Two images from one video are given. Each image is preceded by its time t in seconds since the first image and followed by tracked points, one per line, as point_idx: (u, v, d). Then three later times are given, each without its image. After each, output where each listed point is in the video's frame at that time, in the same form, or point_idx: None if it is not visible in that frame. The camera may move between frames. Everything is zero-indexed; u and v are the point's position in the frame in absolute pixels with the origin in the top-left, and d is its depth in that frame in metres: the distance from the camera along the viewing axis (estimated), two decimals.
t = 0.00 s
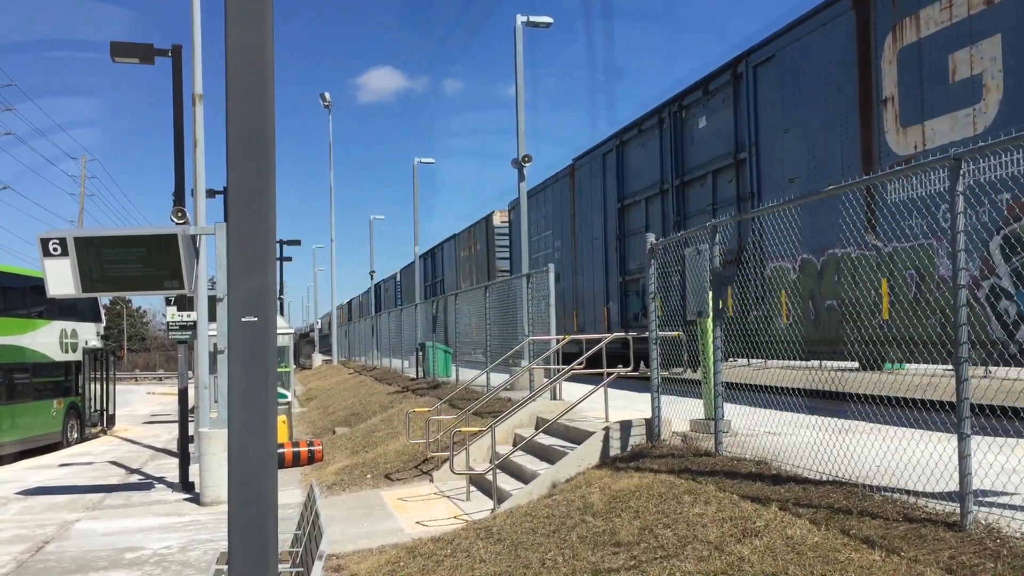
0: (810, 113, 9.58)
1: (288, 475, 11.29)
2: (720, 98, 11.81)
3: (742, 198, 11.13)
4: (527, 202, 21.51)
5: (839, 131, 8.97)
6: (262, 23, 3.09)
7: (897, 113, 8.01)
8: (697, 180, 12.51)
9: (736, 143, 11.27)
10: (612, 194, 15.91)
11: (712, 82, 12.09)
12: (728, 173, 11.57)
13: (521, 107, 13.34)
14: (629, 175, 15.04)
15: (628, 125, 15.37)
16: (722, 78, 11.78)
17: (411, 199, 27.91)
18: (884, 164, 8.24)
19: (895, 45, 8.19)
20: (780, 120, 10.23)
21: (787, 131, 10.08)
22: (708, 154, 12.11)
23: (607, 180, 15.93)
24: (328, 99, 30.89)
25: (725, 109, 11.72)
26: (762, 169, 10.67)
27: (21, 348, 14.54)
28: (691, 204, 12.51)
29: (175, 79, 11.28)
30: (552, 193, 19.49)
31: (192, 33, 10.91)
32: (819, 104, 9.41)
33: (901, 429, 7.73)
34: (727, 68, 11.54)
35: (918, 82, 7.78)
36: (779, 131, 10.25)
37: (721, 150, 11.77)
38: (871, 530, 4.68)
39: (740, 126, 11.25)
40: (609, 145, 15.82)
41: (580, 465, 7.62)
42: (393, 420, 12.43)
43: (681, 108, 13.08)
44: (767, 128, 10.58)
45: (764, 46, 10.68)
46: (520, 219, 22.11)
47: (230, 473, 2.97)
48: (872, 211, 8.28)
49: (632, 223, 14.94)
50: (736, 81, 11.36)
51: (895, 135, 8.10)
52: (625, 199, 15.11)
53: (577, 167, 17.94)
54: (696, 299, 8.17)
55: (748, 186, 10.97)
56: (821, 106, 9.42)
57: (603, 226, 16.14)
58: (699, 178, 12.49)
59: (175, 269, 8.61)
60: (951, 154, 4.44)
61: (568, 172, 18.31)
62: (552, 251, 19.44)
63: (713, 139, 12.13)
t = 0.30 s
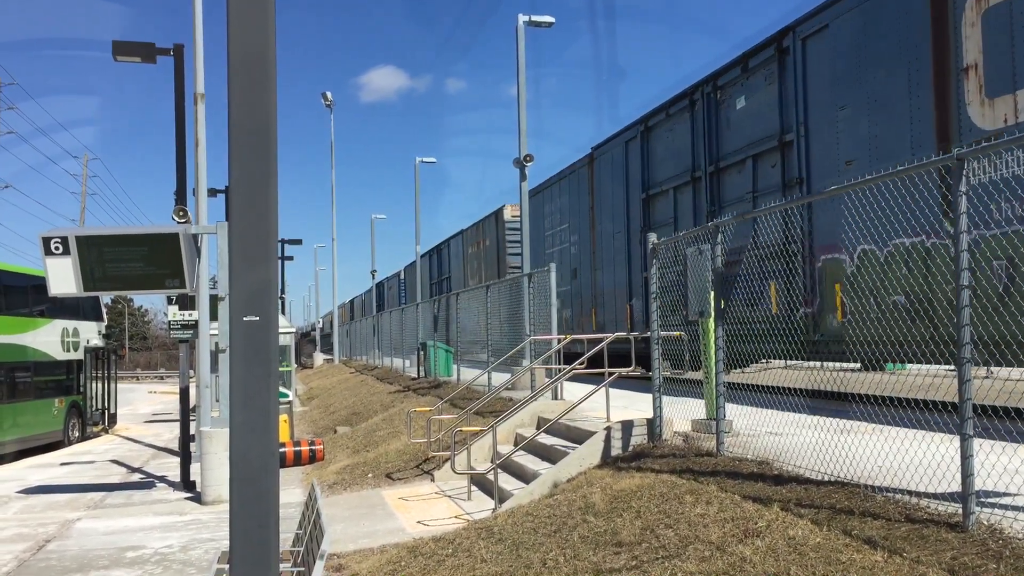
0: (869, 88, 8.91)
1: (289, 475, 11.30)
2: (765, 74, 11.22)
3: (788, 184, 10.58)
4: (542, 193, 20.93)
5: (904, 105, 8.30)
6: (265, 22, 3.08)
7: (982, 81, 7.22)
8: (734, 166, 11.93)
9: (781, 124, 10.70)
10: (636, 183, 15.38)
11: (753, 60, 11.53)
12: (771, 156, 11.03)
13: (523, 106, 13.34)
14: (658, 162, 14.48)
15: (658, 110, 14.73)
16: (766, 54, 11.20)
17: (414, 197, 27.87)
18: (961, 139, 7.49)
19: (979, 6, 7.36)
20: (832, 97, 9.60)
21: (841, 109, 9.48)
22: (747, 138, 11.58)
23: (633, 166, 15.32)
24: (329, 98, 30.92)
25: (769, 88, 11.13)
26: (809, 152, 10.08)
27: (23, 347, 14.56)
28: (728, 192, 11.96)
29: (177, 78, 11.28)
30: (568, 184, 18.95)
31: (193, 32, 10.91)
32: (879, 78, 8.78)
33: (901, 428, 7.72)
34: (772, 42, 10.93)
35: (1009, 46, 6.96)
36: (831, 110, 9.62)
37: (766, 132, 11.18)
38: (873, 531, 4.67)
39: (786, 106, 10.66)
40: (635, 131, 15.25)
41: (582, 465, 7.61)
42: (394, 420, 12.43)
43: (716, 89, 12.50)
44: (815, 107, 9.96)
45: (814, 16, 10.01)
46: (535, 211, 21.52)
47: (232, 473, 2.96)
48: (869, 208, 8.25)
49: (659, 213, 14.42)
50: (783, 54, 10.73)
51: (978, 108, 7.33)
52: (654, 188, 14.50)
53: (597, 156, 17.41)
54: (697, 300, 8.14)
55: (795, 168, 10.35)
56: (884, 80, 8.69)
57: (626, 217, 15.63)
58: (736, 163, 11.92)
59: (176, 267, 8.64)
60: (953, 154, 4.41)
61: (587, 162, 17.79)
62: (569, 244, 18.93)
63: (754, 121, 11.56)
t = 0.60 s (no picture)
0: (955, 56, 7.65)
1: (291, 473, 11.30)
2: (816, 46, 9.85)
3: (846, 167, 9.28)
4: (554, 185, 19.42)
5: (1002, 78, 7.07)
6: (268, 22, 3.09)
7: None
8: (779, 150, 10.66)
9: (838, 100, 9.38)
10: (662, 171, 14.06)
11: (804, 29, 10.10)
12: (826, 137, 9.67)
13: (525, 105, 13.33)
14: (689, 146, 13.11)
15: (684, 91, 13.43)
16: (818, 23, 9.76)
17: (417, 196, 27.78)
18: None
19: None
20: (901, 69, 8.37)
21: (913, 82, 8.22)
22: (796, 117, 10.28)
23: (661, 152, 13.95)
24: (333, 97, 30.89)
25: (822, 61, 9.77)
26: (873, 131, 8.80)
27: (26, 345, 14.58)
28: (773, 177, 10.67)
29: (180, 76, 11.29)
30: (584, 175, 17.45)
31: (196, 31, 10.91)
32: (965, 46, 7.53)
33: (903, 428, 7.73)
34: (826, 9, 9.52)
35: None
36: (899, 84, 8.41)
37: (818, 111, 9.83)
38: (875, 531, 4.66)
39: (843, 81, 9.35)
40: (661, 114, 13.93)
41: (584, 465, 7.61)
42: (396, 419, 12.44)
43: (758, 65, 11.12)
44: (879, 80, 8.74)
45: None
46: (547, 204, 19.96)
47: (235, 471, 2.97)
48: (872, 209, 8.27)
49: (690, 203, 13.09)
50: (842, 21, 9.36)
51: None
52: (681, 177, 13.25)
53: (617, 144, 16.00)
54: (700, 300, 8.16)
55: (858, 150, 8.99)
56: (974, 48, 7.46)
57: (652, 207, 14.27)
58: (784, 145, 10.58)
59: (178, 267, 8.59)
60: (956, 154, 4.38)
61: (607, 150, 16.29)
62: (586, 239, 17.41)
63: (804, 97, 10.21)
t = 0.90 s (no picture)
0: None
1: (294, 472, 11.33)
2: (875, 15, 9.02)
3: (916, 145, 8.43)
4: (578, 173, 18.60)
5: None
6: (272, 24, 3.10)
7: None
8: (832, 130, 9.87)
9: (906, 70, 8.51)
10: (697, 156, 13.31)
11: None
12: (888, 114, 8.82)
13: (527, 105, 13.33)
14: (728, 129, 12.40)
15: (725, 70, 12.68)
16: None
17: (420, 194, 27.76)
18: None
19: None
20: (983, 31, 7.53)
21: (994, 51, 7.41)
22: (852, 94, 9.46)
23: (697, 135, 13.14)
24: (335, 96, 30.90)
25: (884, 29, 8.90)
26: (947, 104, 7.94)
27: (28, 343, 14.61)
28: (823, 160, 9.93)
29: (183, 76, 11.31)
30: (608, 164, 16.76)
31: (199, 30, 10.93)
32: None
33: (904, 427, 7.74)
34: None
35: None
36: (980, 51, 7.56)
37: (877, 86, 9.00)
38: (876, 530, 4.67)
39: (910, 50, 8.50)
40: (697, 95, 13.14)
41: (586, 463, 7.63)
42: (398, 418, 12.46)
43: (808, 38, 10.38)
44: (956, 46, 7.86)
45: None
46: (569, 193, 19.23)
47: (237, 470, 2.98)
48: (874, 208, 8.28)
49: (727, 190, 12.40)
50: None
51: None
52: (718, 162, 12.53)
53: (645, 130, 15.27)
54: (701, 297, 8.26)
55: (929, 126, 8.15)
56: None
57: (686, 193, 13.51)
58: (837, 124, 9.79)
59: (181, 266, 8.67)
60: (958, 154, 4.38)
61: (634, 136, 15.59)
62: (609, 231, 16.74)
63: (862, 70, 9.37)
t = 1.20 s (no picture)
0: None
1: (296, 470, 11.36)
2: None
3: (1003, 118, 7.12)
4: (596, 161, 17.20)
5: None
6: (274, 30, 3.11)
7: None
8: (896, 104, 8.46)
9: (991, 34, 7.17)
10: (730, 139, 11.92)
11: None
12: (972, 83, 7.44)
13: (529, 103, 13.34)
14: (770, 107, 10.94)
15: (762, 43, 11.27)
16: None
17: (423, 193, 27.64)
18: None
19: None
20: None
21: None
22: (921, 62, 8.08)
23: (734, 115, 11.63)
24: (337, 95, 30.89)
25: None
26: None
27: (31, 342, 14.64)
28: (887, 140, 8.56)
29: (185, 75, 11.32)
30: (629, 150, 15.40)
31: (201, 29, 10.95)
32: None
33: (906, 425, 7.75)
34: None
35: None
36: None
37: (958, 50, 7.58)
38: (878, 528, 4.68)
39: (998, 7, 7.13)
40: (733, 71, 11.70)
41: (587, 461, 7.64)
42: (400, 416, 12.47)
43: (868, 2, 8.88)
44: None
45: None
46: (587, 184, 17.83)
47: (239, 468, 3.00)
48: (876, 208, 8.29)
49: (768, 174, 10.95)
50: None
51: None
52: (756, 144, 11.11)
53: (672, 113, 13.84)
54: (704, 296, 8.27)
55: None
56: None
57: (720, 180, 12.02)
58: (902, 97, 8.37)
59: (185, 265, 8.60)
60: (960, 153, 4.36)
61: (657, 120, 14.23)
62: (632, 222, 15.32)
63: (930, 35, 8.01)
